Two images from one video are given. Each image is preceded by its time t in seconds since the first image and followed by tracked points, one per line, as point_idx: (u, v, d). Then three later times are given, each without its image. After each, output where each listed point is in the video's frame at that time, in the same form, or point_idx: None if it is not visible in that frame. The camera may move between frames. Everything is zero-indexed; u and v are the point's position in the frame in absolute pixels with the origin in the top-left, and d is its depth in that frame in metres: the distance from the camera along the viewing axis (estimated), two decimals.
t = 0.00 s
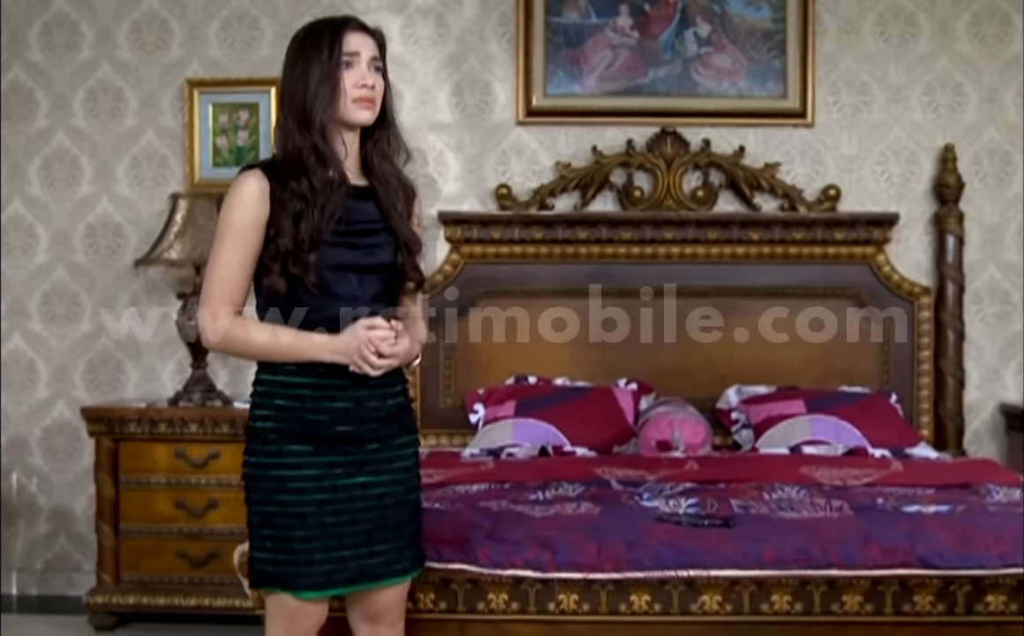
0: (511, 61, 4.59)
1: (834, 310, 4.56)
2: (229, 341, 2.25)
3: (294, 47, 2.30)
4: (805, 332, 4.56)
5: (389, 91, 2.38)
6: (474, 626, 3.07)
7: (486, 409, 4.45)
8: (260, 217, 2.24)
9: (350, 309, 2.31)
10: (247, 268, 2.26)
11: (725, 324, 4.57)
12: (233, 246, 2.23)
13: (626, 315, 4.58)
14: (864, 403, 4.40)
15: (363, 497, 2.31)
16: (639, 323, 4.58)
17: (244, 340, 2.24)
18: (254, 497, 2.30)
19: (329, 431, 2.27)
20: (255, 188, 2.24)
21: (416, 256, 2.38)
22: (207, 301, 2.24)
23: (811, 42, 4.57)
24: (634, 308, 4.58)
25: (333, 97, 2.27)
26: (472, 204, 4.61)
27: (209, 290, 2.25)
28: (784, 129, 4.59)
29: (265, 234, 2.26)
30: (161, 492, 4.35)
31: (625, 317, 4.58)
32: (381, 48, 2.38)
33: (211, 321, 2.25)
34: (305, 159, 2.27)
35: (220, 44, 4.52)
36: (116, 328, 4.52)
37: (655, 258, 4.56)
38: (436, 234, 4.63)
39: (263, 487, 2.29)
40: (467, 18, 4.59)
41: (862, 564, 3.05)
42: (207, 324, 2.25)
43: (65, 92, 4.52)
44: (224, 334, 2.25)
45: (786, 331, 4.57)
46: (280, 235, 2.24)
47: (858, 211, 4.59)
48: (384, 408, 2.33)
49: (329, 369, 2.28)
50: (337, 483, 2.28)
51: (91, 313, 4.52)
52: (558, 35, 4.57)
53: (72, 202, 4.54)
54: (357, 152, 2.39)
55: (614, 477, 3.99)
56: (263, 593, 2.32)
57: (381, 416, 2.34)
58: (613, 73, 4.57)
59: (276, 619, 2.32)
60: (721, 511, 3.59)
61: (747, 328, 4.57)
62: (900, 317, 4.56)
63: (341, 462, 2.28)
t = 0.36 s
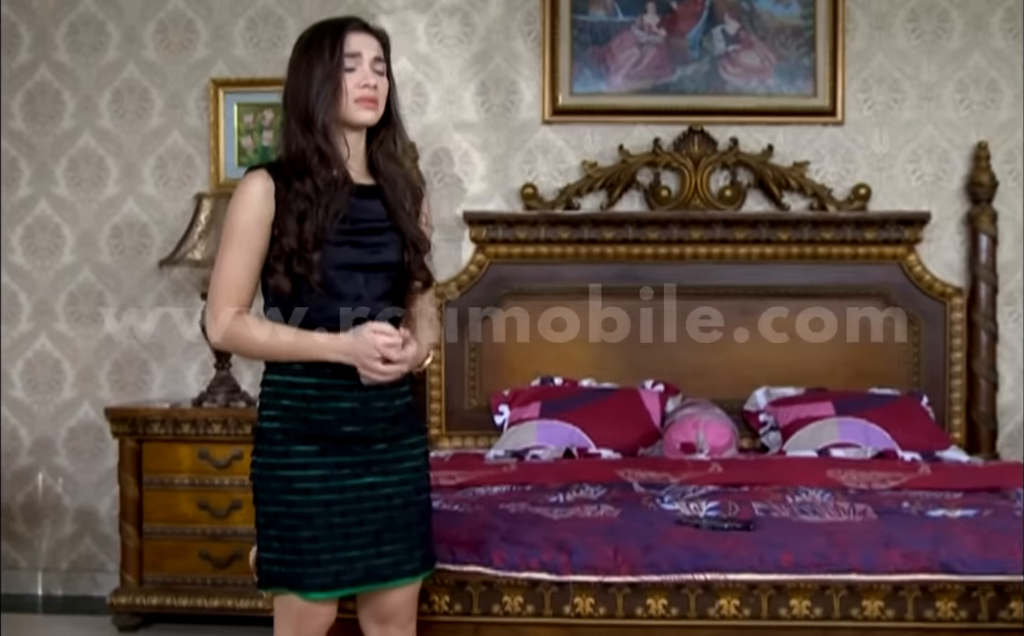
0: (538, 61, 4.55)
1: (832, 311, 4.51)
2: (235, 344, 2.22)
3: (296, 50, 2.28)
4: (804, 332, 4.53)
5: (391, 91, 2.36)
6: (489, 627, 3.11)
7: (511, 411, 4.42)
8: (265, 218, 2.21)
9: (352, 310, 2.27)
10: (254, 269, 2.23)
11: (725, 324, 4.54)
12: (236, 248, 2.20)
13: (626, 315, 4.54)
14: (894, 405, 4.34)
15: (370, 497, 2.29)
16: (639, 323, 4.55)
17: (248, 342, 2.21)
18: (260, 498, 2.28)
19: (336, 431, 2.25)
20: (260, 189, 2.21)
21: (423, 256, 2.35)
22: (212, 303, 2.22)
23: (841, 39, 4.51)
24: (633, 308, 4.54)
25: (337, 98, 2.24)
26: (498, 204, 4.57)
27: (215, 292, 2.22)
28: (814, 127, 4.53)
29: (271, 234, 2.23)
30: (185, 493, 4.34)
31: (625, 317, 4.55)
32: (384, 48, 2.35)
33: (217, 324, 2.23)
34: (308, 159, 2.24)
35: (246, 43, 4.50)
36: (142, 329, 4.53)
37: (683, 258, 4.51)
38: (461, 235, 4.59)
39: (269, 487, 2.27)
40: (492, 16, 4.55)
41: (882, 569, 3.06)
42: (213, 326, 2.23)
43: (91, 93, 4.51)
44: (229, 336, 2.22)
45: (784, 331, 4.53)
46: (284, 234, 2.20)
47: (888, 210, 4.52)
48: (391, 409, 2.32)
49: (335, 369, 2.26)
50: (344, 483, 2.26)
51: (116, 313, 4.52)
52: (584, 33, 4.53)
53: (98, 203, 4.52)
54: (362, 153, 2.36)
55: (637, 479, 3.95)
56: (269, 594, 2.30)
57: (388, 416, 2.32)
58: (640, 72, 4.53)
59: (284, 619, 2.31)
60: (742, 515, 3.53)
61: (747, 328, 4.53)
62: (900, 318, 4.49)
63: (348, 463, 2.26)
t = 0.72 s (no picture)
0: (559, 57, 4.47)
1: (828, 309, 4.42)
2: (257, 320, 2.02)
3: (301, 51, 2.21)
4: (805, 332, 4.42)
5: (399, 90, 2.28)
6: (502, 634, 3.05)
7: (533, 413, 4.34)
8: (276, 207, 2.11)
9: (354, 309, 2.18)
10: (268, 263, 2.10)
11: (724, 323, 4.44)
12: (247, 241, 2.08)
13: (626, 314, 4.46)
14: (925, 409, 4.22)
15: (375, 501, 2.23)
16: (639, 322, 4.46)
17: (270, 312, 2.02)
18: (264, 500, 2.22)
19: (339, 434, 2.18)
20: (269, 179, 2.11)
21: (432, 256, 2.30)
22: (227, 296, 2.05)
23: (870, 34, 4.41)
24: (633, 308, 4.45)
25: (342, 98, 2.17)
26: (519, 203, 4.49)
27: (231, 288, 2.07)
28: (842, 124, 4.43)
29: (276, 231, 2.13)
30: (200, 496, 4.27)
31: (625, 318, 4.46)
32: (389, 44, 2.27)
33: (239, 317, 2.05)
34: (313, 160, 2.16)
35: (263, 41, 4.43)
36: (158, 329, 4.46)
37: (707, 258, 4.42)
38: (482, 234, 4.51)
39: (272, 489, 2.21)
40: (514, 12, 4.47)
41: (903, 576, 2.97)
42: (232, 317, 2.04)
43: (108, 91, 4.46)
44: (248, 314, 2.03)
45: (784, 331, 4.43)
46: (288, 232, 2.12)
47: (919, 208, 4.42)
48: (397, 409, 2.24)
49: (340, 369, 2.19)
50: (348, 487, 2.20)
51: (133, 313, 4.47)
52: (607, 28, 4.45)
53: (114, 202, 4.48)
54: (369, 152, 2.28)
55: (657, 483, 3.86)
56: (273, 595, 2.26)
57: (395, 417, 2.24)
58: (664, 68, 4.45)
59: (288, 623, 2.27)
60: (762, 520, 3.44)
61: (746, 328, 4.44)
62: (899, 318, 4.39)
63: (351, 466, 2.20)
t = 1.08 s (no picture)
0: (582, 55, 4.43)
1: (828, 309, 4.38)
2: (354, 206, 2.04)
3: (319, 47, 2.18)
4: (805, 332, 4.38)
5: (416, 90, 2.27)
6: None
7: (554, 415, 4.30)
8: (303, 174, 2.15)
9: (354, 309, 2.18)
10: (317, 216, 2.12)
11: (725, 323, 4.41)
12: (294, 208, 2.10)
13: (625, 314, 4.43)
14: (952, 411, 4.16)
15: (392, 503, 2.22)
16: (640, 322, 4.43)
17: (359, 191, 2.05)
18: (279, 500, 2.21)
19: (357, 434, 2.17)
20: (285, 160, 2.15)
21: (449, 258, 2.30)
22: (316, 224, 2.05)
23: (897, 31, 4.35)
24: (633, 307, 4.42)
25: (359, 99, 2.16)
26: (541, 203, 4.46)
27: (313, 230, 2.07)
28: (869, 122, 4.37)
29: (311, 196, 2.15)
30: (221, 497, 4.25)
31: (625, 317, 4.43)
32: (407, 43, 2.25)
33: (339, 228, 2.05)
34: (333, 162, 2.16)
35: (284, 40, 4.41)
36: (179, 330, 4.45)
37: (731, 258, 4.38)
38: (504, 234, 4.48)
39: (289, 489, 2.19)
40: (536, 11, 4.44)
41: (922, 582, 2.92)
42: (334, 227, 2.04)
43: (129, 91, 4.45)
44: (345, 208, 2.04)
45: (784, 330, 4.39)
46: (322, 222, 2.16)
47: (947, 208, 4.35)
48: (414, 411, 2.24)
49: (358, 369, 2.19)
50: (365, 488, 2.19)
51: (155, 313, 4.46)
52: (630, 27, 4.41)
53: (135, 203, 4.46)
54: (386, 153, 2.27)
55: (677, 486, 3.80)
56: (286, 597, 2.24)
57: (412, 419, 2.24)
58: (688, 66, 4.40)
59: (301, 624, 2.25)
60: (781, 524, 3.38)
61: (746, 328, 4.40)
62: (899, 319, 4.35)
63: (369, 467, 2.18)
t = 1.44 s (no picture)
0: (603, 61, 4.42)
1: (827, 308, 4.36)
2: (396, 162, 2.11)
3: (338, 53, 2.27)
4: (805, 333, 4.37)
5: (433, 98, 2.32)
6: None
7: (575, 421, 4.30)
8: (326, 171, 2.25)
9: (353, 308, 2.23)
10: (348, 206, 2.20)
11: (724, 323, 4.39)
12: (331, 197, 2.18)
13: (624, 313, 4.42)
14: (976, 418, 4.11)
15: (413, 508, 2.27)
16: (639, 323, 4.42)
17: (399, 148, 2.12)
18: (300, 503, 2.26)
19: (379, 439, 2.22)
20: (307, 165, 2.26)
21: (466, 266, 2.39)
22: (361, 190, 2.12)
23: (920, 35, 4.32)
24: (632, 308, 4.42)
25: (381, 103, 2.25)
26: (562, 209, 4.46)
27: (358, 201, 2.14)
28: (891, 127, 4.35)
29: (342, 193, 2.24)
30: (241, 502, 4.27)
31: (625, 317, 4.43)
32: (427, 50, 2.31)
33: (385, 189, 2.12)
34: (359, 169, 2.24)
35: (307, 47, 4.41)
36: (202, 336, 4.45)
37: (753, 264, 4.36)
38: (526, 241, 4.47)
39: (310, 493, 2.24)
40: (557, 17, 4.44)
41: (933, 590, 2.90)
42: (380, 186, 2.11)
43: (153, 98, 4.45)
44: (385, 167, 2.11)
45: (783, 330, 4.37)
46: (349, 231, 2.22)
47: (970, 213, 4.32)
48: (436, 417, 2.29)
49: (379, 373, 2.24)
50: (387, 493, 2.24)
51: (177, 320, 4.45)
52: (652, 32, 4.40)
53: (159, 209, 4.46)
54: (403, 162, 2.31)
55: (693, 492, 3.79)
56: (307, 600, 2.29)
57: (433, 425, 2.29)
58: (710, 71, 4.39)
59: (321, 625, 2.30)
60: (795, 531, 3.34)
61: (746, 328, 4.38)
62: (899, 318, 4.32)
63: (391, 472, 2.23)
